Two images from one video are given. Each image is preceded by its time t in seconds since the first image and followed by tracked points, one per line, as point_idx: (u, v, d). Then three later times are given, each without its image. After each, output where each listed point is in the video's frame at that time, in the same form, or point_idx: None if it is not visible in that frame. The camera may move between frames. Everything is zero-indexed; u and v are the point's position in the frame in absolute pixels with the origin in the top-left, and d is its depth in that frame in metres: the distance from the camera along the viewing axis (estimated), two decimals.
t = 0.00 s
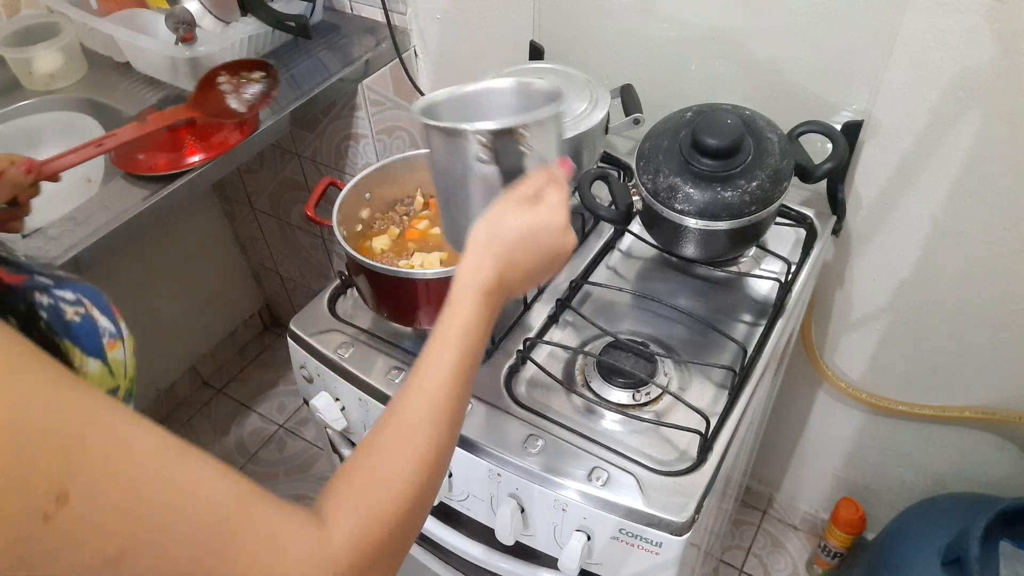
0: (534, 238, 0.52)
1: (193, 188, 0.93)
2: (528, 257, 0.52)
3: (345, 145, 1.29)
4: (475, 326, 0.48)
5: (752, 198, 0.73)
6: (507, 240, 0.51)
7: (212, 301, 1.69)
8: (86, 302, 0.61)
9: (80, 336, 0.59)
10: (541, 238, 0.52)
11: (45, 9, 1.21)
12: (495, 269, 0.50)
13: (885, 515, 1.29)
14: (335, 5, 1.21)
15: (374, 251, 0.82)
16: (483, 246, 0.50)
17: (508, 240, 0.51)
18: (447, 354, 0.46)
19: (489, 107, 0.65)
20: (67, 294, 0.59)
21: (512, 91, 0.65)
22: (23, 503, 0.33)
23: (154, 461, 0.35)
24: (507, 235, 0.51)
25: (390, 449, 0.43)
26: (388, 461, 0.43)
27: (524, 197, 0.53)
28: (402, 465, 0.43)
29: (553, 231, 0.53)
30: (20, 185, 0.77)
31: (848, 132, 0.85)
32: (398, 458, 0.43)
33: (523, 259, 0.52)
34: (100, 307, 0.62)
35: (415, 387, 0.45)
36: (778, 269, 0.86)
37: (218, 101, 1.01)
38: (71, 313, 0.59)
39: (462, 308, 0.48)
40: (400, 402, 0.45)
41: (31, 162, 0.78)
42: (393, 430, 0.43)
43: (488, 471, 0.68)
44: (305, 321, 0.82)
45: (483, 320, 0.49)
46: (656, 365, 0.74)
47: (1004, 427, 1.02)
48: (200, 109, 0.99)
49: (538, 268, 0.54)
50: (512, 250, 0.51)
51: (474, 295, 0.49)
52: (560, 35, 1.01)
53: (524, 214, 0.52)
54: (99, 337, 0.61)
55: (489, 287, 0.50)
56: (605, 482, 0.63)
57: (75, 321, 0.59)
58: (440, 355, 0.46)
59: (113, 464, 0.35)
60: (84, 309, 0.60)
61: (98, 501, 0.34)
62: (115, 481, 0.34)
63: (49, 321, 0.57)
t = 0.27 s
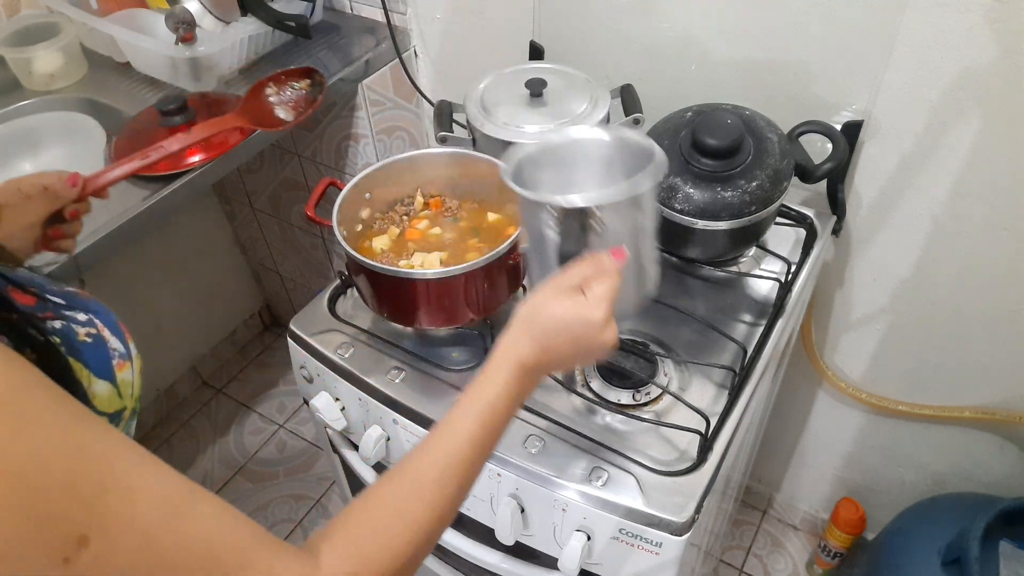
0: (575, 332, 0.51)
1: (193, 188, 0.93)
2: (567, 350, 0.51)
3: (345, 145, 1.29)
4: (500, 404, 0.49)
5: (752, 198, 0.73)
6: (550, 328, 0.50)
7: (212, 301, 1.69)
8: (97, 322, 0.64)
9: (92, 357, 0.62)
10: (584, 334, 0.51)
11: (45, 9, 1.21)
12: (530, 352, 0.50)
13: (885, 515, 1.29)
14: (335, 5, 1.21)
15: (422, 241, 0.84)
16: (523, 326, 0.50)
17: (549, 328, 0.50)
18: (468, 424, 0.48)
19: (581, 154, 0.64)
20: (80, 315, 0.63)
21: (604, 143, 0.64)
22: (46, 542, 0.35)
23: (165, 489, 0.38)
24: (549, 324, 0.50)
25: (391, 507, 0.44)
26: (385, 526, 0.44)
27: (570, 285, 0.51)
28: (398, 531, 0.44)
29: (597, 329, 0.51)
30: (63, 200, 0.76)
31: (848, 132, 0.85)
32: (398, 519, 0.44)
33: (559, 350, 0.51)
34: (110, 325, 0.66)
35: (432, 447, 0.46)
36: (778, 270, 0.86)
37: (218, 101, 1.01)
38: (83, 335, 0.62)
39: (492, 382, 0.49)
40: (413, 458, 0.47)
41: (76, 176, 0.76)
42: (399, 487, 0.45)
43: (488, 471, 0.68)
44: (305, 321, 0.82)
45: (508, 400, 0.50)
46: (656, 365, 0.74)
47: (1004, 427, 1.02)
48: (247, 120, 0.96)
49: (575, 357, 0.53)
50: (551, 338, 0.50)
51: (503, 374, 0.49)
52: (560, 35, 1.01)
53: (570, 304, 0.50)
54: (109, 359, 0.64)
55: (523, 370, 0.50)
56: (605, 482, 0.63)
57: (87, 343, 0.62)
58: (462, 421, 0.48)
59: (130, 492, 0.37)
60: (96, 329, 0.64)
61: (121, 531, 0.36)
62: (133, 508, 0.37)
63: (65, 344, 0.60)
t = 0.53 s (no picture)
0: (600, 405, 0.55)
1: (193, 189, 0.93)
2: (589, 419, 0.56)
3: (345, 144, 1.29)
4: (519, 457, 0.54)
5: (752, 198, 0.73)
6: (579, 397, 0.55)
7: (212, 301, 1.69)
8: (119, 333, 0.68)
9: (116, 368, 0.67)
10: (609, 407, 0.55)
11: (45, 9, 1.21)
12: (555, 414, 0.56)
13: (885, 515, 1.29)
14: (335, 5, 1.21)
15: (418, 237, 0.84)
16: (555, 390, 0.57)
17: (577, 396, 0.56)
18: (492, 469, 0.53)
19: (638, 216, 0.71)
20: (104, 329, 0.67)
21: (659, 231, 0.71)
22: (98, 556, 0.38)
23: (197, 500, 0.41)
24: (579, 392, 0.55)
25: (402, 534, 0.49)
26: (393, 545, 0.48)
27: (605, 358, 0.56)
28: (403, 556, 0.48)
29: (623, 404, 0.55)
30: (76, 223, 0.73)
31: (848, 132, 0.85)
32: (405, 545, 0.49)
33: (581, 415, 0.56)
34: (130, 336, 0.70)
35: (455, 482, 0.52)
36: (778, 269, 0.86)
37: (218, 101, 1.01)
38: (108, 347, 0.66)
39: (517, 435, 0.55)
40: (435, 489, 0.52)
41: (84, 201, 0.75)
42: (416, 515, 0.50)
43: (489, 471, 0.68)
44: (305, 321, 0.82)
45: (530, 455, 0.55)
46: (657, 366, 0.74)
47: (1004, 427, 1.02)
48: (255, 140, 0.93)
49: (594, 428, 0.58)
50: (577, 402, 0.56)
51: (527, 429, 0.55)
52: (560, 35, 1.01)
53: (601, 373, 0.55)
54: (131, 370, 0.68)
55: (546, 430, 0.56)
56: (605, 482, 0.63)
57: (111, 356, 0.66)
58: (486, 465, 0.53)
59: (173, 498, 0.41)
60: (120, 342, 0.68)
61: (164, 540, 0.40)
62: (174, 518, 0.40)
63: (93, 356, 0.63)
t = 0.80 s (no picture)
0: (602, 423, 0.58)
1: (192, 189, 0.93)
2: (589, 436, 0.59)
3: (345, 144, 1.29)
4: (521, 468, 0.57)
5: (752, 198, 0.73)
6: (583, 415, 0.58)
7: (212, 301, 1.69)
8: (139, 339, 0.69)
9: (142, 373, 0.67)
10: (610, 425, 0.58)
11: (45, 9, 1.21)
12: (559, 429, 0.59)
13: (885, 515, 1.29)
14: (335, 5, 1.21)
15: (415, 232, 0.84)
16: (562, 404, 0.59)
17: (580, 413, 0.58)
18: (494, 474, 0.56)
19: (641, 234, 0.72)
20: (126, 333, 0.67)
21: (664, 247, 0.72)
22: (144, 558, 0.40)
23: (226, 502, 0.44)
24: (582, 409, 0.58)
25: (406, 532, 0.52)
26: (396, 543, 0.51)
27: (609, 377, 0.59)
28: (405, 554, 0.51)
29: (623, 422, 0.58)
30: (85, 230, 0.80)
31: (848, 132, 0.85)
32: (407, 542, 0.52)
33: (582, 431, 0.59)
34: (149, 344, 0.70)
35: (459, 484, 0.55)
36: (778, 269, 0.86)
37: (218, 101, 1.01)
38: (131, 352, 0.66)
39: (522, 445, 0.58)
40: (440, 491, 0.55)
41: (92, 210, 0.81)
42: (420, 514, 0.53)
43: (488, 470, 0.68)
44: (305, 321, 0.82)
45: (530, 465, 0.58)
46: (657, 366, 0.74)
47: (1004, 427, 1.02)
48: (260, 148, 0.94)
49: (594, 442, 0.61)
50: (580, 419, 0.58)
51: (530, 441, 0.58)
52: (560, 35, 1.01)
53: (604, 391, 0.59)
54: (152, 375, 0.69)
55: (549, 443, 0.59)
56: (605, 482, 0.63)
57: (136, 359, 0.67)
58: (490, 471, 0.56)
59: (207, 502, 0.43)
60: (140, 348, 0.68)
61: (201, 541, 0.42)
62: (213, 517, 0.43)
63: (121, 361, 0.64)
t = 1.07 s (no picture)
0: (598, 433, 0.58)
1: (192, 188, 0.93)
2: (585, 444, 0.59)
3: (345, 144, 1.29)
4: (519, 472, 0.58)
5: (752, 198, 0.73)
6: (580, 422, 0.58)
7: (211, 301, 1.69)
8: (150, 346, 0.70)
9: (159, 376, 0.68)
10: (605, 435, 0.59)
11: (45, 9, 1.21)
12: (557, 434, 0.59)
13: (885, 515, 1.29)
14: (335, 5, 1.21)
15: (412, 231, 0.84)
16: (560, 411, 0.60)
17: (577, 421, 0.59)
18: (492, 478, 0.57)
19: (641, 238, 0.72)
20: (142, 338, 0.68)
21: (663, 253, 0.72)
22: (171, 558, 0.40)
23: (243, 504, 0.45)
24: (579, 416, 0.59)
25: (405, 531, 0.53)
26: (395, 544, 0.52)
27: (606, 387, 0.59)
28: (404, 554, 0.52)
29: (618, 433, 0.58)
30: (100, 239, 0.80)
31: (848, 132, 0.85)
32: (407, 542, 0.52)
33: (578, 439, 0.59)
34: (162, 351, 0.72)
35: (458, 486, 0.56)
36: (778, 269, 0.86)
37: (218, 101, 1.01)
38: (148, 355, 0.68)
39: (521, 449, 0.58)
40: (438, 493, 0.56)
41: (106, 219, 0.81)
42: (418, 515, 0.54)
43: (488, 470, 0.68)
44: (305, 321, 0.82)
45: (528, 471, 0.58)
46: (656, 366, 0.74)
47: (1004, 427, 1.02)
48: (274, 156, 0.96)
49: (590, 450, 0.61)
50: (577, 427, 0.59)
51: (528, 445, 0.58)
52: (560, 35, 1.01)
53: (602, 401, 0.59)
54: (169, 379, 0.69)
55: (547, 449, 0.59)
56: (605, 482, 0.63)
57: (154, 363, 0.67)
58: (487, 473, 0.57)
59: (225, 503, 0.43)
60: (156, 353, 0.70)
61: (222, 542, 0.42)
62: (232, 518, 0.43)
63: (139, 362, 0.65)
